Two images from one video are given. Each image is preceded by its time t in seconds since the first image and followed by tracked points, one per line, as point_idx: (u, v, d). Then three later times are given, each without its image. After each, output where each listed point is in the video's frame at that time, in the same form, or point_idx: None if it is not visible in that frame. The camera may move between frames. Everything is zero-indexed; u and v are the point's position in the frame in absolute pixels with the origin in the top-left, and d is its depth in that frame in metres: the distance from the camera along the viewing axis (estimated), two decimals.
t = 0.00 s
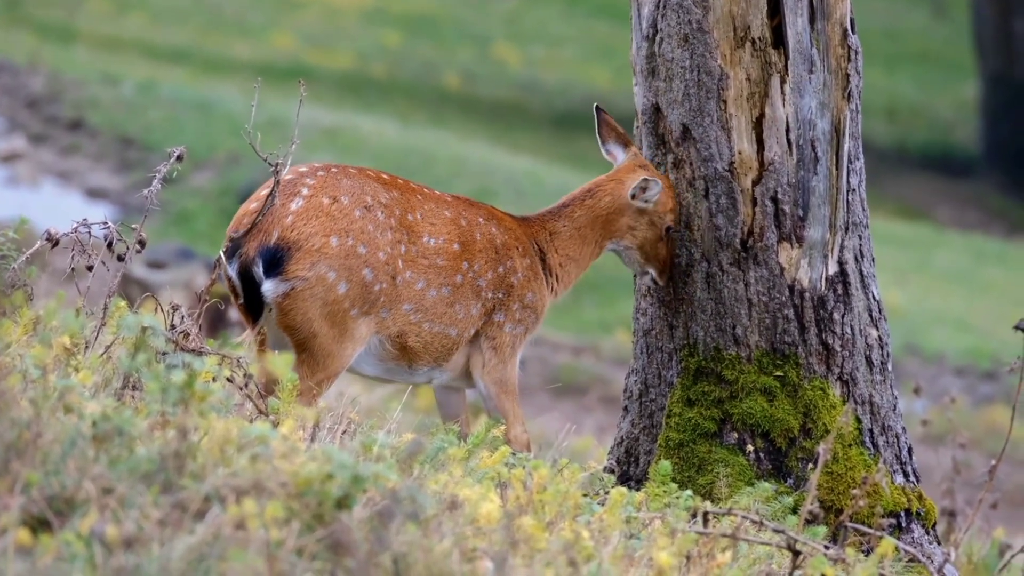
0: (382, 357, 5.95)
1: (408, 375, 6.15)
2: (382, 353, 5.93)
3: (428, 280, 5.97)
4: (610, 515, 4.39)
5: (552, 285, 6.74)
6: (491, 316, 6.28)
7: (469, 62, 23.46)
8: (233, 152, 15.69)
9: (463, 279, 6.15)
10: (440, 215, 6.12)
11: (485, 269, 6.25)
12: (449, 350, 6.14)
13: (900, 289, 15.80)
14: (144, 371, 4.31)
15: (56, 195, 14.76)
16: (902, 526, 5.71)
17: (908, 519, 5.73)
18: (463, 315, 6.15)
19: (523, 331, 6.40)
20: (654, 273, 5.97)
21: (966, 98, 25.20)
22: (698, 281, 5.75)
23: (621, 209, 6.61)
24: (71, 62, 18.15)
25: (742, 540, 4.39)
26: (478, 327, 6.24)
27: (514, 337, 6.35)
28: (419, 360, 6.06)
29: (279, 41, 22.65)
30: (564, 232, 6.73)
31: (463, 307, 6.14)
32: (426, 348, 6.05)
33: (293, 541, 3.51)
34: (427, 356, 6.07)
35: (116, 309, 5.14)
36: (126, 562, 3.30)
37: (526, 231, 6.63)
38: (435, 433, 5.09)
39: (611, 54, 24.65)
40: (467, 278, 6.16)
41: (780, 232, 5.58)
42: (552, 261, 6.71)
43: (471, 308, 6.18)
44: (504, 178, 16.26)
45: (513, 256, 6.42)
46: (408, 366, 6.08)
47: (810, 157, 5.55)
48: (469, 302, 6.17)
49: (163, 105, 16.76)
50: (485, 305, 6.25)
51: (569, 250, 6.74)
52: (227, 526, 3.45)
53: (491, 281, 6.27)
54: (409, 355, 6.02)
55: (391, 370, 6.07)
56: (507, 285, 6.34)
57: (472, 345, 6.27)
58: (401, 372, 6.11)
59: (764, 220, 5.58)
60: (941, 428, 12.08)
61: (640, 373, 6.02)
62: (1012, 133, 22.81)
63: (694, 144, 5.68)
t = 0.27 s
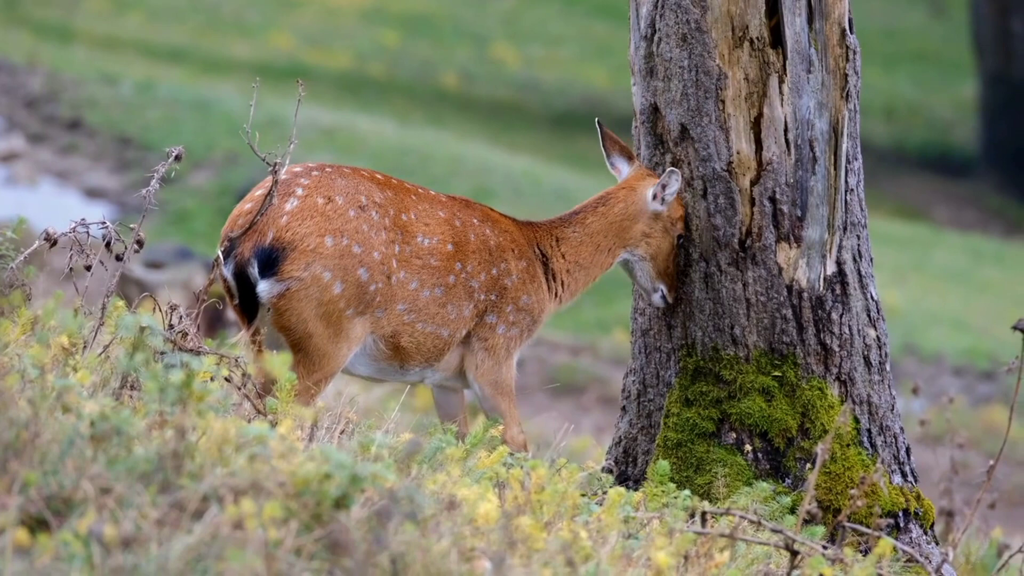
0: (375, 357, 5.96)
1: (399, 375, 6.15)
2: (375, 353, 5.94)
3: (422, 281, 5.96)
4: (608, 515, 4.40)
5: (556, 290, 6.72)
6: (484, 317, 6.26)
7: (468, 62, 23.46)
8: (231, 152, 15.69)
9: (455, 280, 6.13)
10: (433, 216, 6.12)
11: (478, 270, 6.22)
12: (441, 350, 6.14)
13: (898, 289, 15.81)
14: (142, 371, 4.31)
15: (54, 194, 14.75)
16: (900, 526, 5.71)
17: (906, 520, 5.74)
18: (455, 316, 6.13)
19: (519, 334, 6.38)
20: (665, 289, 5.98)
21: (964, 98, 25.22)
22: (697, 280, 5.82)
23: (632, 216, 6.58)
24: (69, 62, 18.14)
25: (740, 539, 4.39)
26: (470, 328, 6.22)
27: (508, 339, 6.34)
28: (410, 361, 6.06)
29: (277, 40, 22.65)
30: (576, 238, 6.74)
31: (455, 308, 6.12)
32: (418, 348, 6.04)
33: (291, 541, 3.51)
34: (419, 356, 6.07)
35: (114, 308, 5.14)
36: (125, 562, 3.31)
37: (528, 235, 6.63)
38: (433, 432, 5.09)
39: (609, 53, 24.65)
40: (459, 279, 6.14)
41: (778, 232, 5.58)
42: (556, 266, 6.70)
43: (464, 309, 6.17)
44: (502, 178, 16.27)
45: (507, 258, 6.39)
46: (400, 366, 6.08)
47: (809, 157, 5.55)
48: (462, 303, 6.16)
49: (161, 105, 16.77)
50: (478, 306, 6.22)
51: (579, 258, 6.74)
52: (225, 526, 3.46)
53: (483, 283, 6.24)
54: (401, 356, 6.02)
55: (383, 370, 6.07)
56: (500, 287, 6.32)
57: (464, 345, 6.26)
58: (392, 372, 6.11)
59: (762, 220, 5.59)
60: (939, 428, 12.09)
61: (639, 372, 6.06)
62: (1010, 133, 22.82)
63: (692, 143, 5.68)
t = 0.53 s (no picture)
0: (371, 355, 5.96)
1: (396, 373, 6.15)
2: (371, 351, 5.94)
3: (418, 280, 5.96)
4: (607, 514, 4.40)
5: (561, 293, 6.68)
6: (480, 317, 6.25)
7: (466, 61, 23.46)
8: (230, 152, 15.69)
9: (452, 279, 6.12)
10: (431, 214, 6.12)
11: (475, 269, 6.22)
12: (437, 350, 6.13)
13: (897, 289, 15.82)
14: (140, 371, 4.30)
15: (53, 194, 14.74)
16: (898, 526, 5.71)
17: (905, 519, 5.74)
18: (452, 315, 6.12)
19: (518, 333, 6.37)
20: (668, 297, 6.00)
21: (962, 98, 25.24)
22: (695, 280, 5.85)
23: (643, 230, 6.46)
24: (67, 62, 18.14)
25: (739, 539, 4.38)
26: (467, 327, 6.22)
27: (506, 340, 6.32)
28: (407, 359, 6.06)
29: (275, 40, 22.63)
30: (586, 245, 6.70)
31: (452, 307, 6.12)
32: (415, 347, 6.04)
33: (290, 541, 3.51)
34: (416, 355, 6.07)
35: (112, 308, 5.13)
36: (124, 561, 3.31)
37: (533, 237, 6.62)
38: (431, 432, 5.09)
39: (608, 53, 24.66)
40: (456, 278, 6.14)
41: (776, 231, 5.59)
42: (562, 270, 6.67)
43: (460, 307, 6.16)
44: (501, 177, 16.27)
45: (504, 257, 6.37)
46: (397, 365, 6.08)
47: (807, 156, 5.55)
48: (460, 302, 6.16)
49: (160, 105, 16.77)
50: (474, 306, 6.21)
51: (589, 266, 6.69)
52: (224, 525, 3.45)
53: (480, 282, 6.23)
54: (398, 354, 6.02)
55: (380, 368, 6.08)
56: (498, 287, 6.30)
57: (461, 345, 6.26)
58: (389, 370, 6.11)
59: (761, 220, 5.60)
60: (938, 427, 12.10)
61: (638, 372, 6.07)
62: (1008, 132, 22.83)
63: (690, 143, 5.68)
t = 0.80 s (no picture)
0: (369, 353, 5.96)
1: (394, 371, 6.15)
2: (369, 349, 5.94)
3: (416, 278, 5.96)
4: (603, 514, 4.41)
5: (566, 298, 6.63)
6: (479, 316, 6.24)
7: (463, 61, 23.46)
8: (227, 152, 15.69)
9: (451, 279, 6.11)
10: (429, 212, 6.11)
11: (474, 268, 6.21)
12: (436, 348, 6.13)
13: (894, 288, 15.82)
14: (137, 371, 4.30)
15: (50, 193, 14.73)
16: (896, 525, 5.71)
17: (902, 518, 5.74)
18: (450, 314, 6.12)
19: (518, 332, 6.36)
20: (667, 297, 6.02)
21: (959, 98, 25.25)
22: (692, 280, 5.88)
23: (653, 247, 6.23)
24: (64, 61, 18.13)
25: (735, 539, 4.39)
26: (465, 326, 6.21)
27: (506, 339, 6.32)
28: (405, 358, 6.06)
29: (272, 40, 22.62)
30: (595, 253, 6.65)
31: (450, 306, 6.11)
32: (413, 346, 6.04)
33: (287, 540, 3.51)
34: (414, 354, 6.06)
35: (109, 308, 5.13)
36: (120, 561, 3.30)
37: (537, 240, 6.59)
38: (428, 432, 5.09)
39: (605, 53, 24.66)
40: (455, 277, 6.13)
41: (773, 230, 5.59)
42: (568, 274, 6.62)
43: (459, 306, 6.15)
44: (498, 177, 16.27)
45: (504, 256, 6.35)
46: (395, 363, 6.07)
47: (803, 156, 5.57)
48: (458, 301, 6.15)
49: (156, 105, 16.76)
50: (472, 304, 6.21)
51: (597, 274, 6.63)
52: (221, 525, 3.45)
53: (479, 281, 6.22)
54: (396, 353, 6.02)
55: (377, 366, 6.07)
56: (496, 286, 6.28)
57: (460, 343, 6.25)
58: (387, 368, 6.11)
59: (757, 220, 5.61)
60: (936, 427, 12.09)
61: (635, 371, 6.10)
62: (1006, 132, 22.85)
63: (687, 142, 5.67)
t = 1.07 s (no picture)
0: (369, 353, 5.97)
1: (395, 370, 6.15)
2: (369, 348, 5.94)
3: (417, 278, 5.96)
4: (603, 514, 4.41)
5: (569, 303, 6.56)
6: (480, 315, 6.24)
7: (463, 61, 23.45)
8: (226, 151, 15.69)
9: (452, 278, 6.11)
10: (429, 211, 6.11)
11: (474, 267, 6.19)
12: (437, 347, 6.13)
13: (893, 288, 15.83)
14: (136, 371, 4.30)
15: (49, 193, 14.73)
16: (895, 525, 5.71)
17: (901, 518, 5.73)
18: (451, 313, 6.11)
19: (519, 332, 6.36)
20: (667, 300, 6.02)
21: (958, 98, 25.26)
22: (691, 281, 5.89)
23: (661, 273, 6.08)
24: (64, 61, 18.12)
25: (735, 539, 4.39)
26: (466, 325, 6.21)
27: (507, 339, 6.32)
28: (406, 357, 6.06)
29: (271, 40, 22.62)
30: (604, 264, 6.58)
31: (451, 305, 6.11)
32: (413, 345, 6.04)
33: (286, 540, 3.51)
34: (414, 353, 6.07)
35: (108, 308, 5.12)
36: (119, 561, 3.30)
37: (543, 244, 6.57)
38: (427, 432, 5.09)
39: (604, 53, 24.66)
40: (456, 277, 6.12)
41: (772, 231, 5.60)
42: (572, 279, 6.56)
43: (460, 305, 6.15)
44: (497, 177, 16.27)
45: (506, 255, 6.33)
46: (396, 362, 6.08)
47: (802, 156, 5.57)
48: (459, 300, 6.14)
49: (156, 104, 16.77)
50: (473, 303, 6.20)
51: (604, 283, 6.55)
52: (220, 525, 3.45)
53: (480, 280, 6.21)
54: (397, 352, 6.03)
55: (378, 365, 6.08)
56: (497, 285, 6.27)
57: (461, 342, 6.25)
58: (388, 367, 6.11)
59: (756, 220, 5.61)
60: (935, 427, 12.09)
61: (635, 372, 6.16)
62: (1004, 133, 22.86)
63: (686, 142, 5.66)
